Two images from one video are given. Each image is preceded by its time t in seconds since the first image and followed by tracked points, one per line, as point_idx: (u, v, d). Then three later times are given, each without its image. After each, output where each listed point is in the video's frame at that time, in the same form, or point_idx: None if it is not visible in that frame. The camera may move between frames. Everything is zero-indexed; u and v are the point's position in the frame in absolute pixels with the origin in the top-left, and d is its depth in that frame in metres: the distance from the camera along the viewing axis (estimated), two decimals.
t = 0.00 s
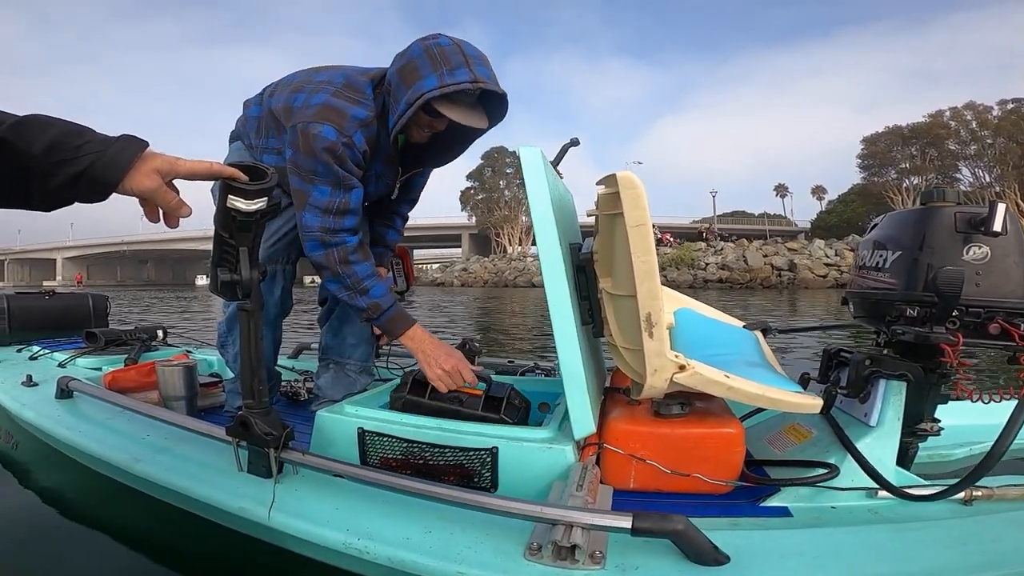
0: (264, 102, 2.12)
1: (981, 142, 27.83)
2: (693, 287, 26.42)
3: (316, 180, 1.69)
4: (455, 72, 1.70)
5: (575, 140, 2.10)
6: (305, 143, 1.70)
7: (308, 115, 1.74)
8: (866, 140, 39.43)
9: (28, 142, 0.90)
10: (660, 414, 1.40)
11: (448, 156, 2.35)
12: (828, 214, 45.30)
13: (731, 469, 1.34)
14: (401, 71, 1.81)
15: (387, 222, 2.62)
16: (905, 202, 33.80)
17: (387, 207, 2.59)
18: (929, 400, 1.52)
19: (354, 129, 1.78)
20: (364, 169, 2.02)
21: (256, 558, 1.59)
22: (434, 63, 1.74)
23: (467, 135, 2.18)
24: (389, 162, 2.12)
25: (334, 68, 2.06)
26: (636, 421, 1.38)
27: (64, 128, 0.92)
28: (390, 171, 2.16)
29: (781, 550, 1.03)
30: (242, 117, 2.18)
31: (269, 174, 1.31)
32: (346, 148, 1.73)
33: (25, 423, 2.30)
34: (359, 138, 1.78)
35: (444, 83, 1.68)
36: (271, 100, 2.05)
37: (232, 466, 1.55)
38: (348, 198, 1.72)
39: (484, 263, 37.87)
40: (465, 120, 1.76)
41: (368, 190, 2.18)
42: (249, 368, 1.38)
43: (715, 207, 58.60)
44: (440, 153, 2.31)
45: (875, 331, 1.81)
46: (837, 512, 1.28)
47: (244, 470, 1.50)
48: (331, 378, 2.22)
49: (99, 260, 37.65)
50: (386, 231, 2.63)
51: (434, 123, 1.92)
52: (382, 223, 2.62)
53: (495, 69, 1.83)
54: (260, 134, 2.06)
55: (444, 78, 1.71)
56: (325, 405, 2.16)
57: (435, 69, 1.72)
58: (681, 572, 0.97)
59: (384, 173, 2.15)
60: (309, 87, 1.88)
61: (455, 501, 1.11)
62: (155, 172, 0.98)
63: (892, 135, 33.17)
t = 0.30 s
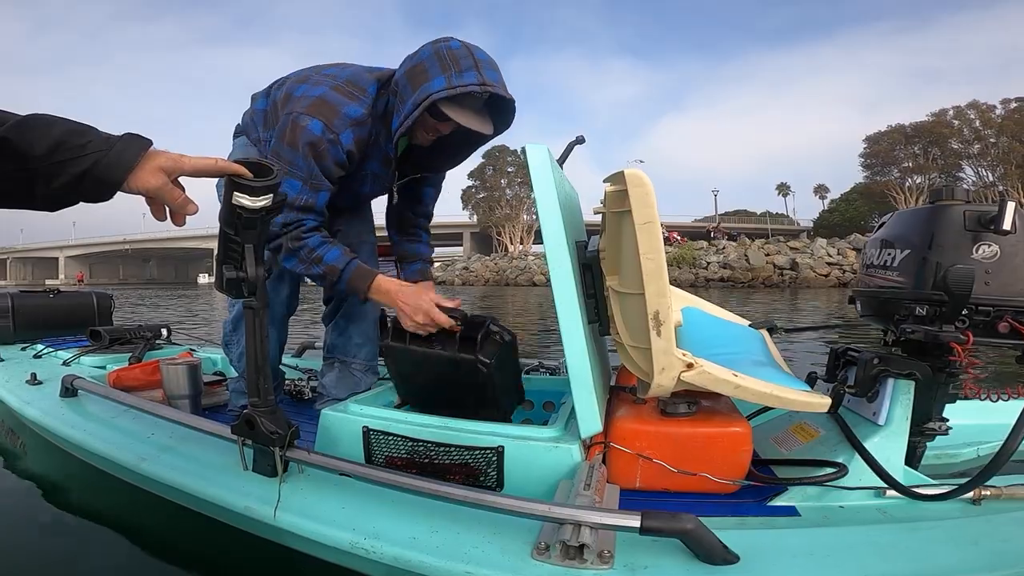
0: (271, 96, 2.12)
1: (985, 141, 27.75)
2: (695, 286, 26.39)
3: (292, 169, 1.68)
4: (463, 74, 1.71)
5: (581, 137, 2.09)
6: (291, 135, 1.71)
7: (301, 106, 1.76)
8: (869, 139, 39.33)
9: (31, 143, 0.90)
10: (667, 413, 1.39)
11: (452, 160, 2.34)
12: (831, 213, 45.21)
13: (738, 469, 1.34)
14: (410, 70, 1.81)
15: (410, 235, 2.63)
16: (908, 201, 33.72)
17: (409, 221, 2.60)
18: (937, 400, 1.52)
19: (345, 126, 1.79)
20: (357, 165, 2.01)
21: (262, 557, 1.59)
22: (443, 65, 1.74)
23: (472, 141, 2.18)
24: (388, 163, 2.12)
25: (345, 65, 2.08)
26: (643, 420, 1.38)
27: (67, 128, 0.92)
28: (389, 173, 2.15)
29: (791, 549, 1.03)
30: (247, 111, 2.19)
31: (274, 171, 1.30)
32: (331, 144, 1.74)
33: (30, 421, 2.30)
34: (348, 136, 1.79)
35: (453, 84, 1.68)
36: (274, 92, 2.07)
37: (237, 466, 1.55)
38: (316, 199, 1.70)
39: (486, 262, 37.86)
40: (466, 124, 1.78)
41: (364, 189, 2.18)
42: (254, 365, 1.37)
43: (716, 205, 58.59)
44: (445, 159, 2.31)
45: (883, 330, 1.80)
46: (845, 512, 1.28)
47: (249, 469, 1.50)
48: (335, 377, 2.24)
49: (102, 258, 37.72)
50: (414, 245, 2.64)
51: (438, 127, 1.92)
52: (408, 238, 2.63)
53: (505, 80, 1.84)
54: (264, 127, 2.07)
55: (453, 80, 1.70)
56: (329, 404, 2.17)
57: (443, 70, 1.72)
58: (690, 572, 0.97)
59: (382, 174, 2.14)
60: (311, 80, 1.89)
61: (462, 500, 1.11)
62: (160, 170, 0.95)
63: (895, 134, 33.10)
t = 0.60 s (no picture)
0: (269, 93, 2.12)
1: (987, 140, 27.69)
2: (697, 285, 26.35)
3: (289, 164, 1.68)
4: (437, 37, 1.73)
5: (586, 134, 2.09)
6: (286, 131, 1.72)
7: (296, 103, 1.76)
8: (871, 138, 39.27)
9: (30, 141, 0.89)
10: (673, 412, 1.38)
11: (454, 150, 2.32)
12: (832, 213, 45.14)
13: (745, 469, 1.33)
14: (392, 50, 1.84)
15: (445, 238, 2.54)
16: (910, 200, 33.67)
17: (438, 222, 2.53)
18: (946, 400, 1.51)
19: (342, 118, 1.79)
20: (355, 157, 2.00)
21: (266, 557, 1.58)
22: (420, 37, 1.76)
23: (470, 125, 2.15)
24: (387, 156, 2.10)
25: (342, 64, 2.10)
26: (649, 419, 1.37)
27: (65, 125, 0.91)
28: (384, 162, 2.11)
29: (800, 550, 1.02)
30: (247, 110, 2.18)
31: (277, 169, 1.29)
32: (328, 136, 1.74)
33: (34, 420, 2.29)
34: (345, 127, 1.79)
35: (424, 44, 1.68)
36: (272, 91, 2.09)
37: (240, 465, 1.54)
38: (317, 195, 1.70)
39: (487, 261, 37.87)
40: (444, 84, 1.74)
41: (362, 178, 2.15)
42: (257, 364, 1.37)
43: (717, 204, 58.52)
44: (445, 146, 2.29)
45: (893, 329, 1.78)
46: (853, 513, 1.27)
47: (252, 469, 1.50)
48: (338, 375, 2.24)
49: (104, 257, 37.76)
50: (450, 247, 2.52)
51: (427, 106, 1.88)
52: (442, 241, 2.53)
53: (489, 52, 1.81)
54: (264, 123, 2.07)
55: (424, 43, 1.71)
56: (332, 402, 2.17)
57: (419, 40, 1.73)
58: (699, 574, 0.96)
59: (379, 165, 2.12)
60: (309, 77, 1.90)
61: (467, 501, 1.10)
62: (161, 168, 0.95)
63: (898, 133, 33.02)
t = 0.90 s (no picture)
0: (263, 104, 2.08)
1: (988, 140, 27.68)
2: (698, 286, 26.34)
3: (306, 187, 1.66)
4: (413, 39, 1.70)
5: (591, 135, 2.08)
6: (294, 150, 1.68)
7: (296, 122, 1.73)
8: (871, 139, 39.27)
9: (30, 140, 0.88)
10: (679, 414, 1.37)
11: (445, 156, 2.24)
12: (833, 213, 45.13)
13: (752, 471, 1.32)
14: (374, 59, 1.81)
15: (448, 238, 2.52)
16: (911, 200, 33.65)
17: (440, 220, 2.51)
18: (954, 400, 1.50)
19: (347, 131, 1.75)
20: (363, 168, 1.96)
21: (270, 559, 1.57)
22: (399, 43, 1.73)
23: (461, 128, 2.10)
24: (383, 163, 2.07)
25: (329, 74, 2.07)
26: (654, 421, 1.36)
27: (66, 125, 0.91)
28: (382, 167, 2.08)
29: (807, 554, 1.01)
30: (241, 118, 2.16)
31: (280, 171, 1.29)
32: (338, 151, 1.70)
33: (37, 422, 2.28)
34: (352, 140, 1.75)
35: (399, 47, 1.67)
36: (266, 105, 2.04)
37: (244, 468, 1.53)
38: (343, 206, 1.70)
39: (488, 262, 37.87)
40: (424, 87, 1.67)
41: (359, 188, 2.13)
42: (261, 367, 1.36)
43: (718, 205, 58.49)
44: (435, 153, 2.22)
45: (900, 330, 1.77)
46: (860, 515, 1.26)
47: (255, 472, 1.49)
48: (339, 378, 2.22)
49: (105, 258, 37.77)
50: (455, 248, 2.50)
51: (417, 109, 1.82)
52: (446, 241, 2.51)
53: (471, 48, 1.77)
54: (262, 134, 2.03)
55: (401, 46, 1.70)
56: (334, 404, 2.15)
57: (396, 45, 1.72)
58: None
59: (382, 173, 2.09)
60: (303, 94, 1.86)
61: (472, 505, 1.09)
62: (162, 169, 0.94)
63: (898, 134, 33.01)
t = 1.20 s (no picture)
0: (254, 112, 2.07)
1: (990, 141, 27.66)
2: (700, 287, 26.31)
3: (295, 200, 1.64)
4: (396, 57, 1.65)
5: (597, 136, 2.07)
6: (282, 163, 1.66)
7: (283, 133, 1.71)
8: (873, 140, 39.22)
9: (29, 144, 0.88)
10: (686, 418, 1.37)
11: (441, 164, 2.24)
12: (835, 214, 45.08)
13: (760, 475, 1.32)
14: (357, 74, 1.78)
15: (449, 255, 2.42)
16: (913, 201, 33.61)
17: (438, 233, 2.44)
18: (965, 404, 1.48)
19: (334, 143, 1.74)
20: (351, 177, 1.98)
21: (278, 563, 1.57)
22: (382, 57, 1.69)
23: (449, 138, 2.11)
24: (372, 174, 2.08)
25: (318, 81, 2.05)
26: (662, 425, 1.36)
27: (66, 128, 0.90)
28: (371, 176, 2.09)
29: (818, 558, 1.01)
30: (232, 127, 2.16)
31: (282, 175, 1.28)
32: (324, 164, 1.69)
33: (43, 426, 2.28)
34: (338, 153, 1.74)
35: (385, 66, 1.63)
36: (256, 115, 2.02)
37: (252, 474, 1.53)
38: (334, 216, 1.69)
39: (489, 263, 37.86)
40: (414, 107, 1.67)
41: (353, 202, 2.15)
42: (268, 374, 1.36)
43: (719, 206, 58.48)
44: (424, 165, 2.23)
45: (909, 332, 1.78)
46: (869, 518, 1.26)
47: (263, 478, 1.49)
48: (343, 381, 2.22)
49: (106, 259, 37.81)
50: (457, 266, 2.40)
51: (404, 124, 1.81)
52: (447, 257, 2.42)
53: (457, 53, 1.74)
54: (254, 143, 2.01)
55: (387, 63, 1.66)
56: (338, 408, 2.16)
57: (380, 59, 1.69)
58: None
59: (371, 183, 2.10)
60: (289, 104, 1.83)
61: (481, 512, 1.09)
62: (163, 173, 0.93)
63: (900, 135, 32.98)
